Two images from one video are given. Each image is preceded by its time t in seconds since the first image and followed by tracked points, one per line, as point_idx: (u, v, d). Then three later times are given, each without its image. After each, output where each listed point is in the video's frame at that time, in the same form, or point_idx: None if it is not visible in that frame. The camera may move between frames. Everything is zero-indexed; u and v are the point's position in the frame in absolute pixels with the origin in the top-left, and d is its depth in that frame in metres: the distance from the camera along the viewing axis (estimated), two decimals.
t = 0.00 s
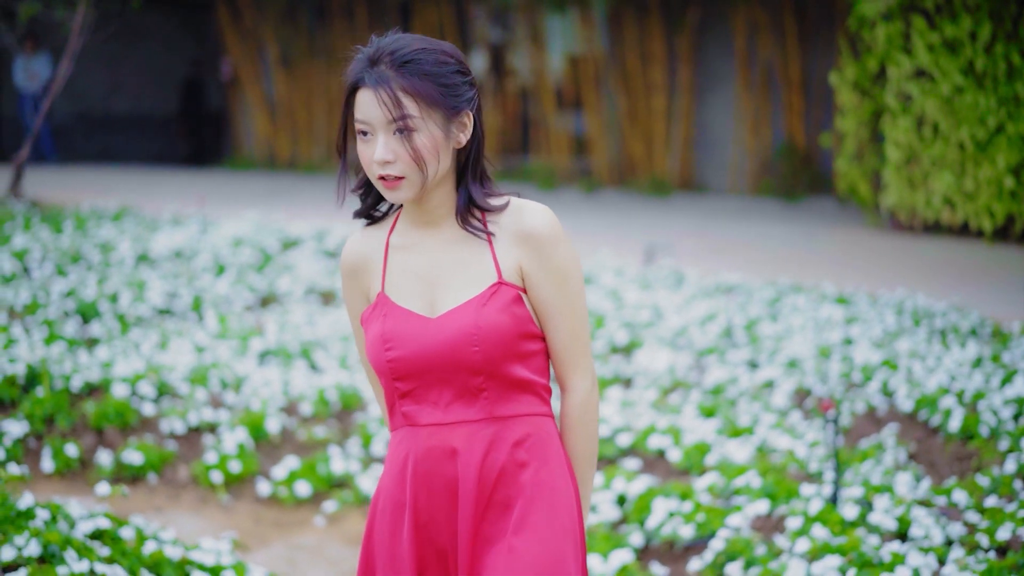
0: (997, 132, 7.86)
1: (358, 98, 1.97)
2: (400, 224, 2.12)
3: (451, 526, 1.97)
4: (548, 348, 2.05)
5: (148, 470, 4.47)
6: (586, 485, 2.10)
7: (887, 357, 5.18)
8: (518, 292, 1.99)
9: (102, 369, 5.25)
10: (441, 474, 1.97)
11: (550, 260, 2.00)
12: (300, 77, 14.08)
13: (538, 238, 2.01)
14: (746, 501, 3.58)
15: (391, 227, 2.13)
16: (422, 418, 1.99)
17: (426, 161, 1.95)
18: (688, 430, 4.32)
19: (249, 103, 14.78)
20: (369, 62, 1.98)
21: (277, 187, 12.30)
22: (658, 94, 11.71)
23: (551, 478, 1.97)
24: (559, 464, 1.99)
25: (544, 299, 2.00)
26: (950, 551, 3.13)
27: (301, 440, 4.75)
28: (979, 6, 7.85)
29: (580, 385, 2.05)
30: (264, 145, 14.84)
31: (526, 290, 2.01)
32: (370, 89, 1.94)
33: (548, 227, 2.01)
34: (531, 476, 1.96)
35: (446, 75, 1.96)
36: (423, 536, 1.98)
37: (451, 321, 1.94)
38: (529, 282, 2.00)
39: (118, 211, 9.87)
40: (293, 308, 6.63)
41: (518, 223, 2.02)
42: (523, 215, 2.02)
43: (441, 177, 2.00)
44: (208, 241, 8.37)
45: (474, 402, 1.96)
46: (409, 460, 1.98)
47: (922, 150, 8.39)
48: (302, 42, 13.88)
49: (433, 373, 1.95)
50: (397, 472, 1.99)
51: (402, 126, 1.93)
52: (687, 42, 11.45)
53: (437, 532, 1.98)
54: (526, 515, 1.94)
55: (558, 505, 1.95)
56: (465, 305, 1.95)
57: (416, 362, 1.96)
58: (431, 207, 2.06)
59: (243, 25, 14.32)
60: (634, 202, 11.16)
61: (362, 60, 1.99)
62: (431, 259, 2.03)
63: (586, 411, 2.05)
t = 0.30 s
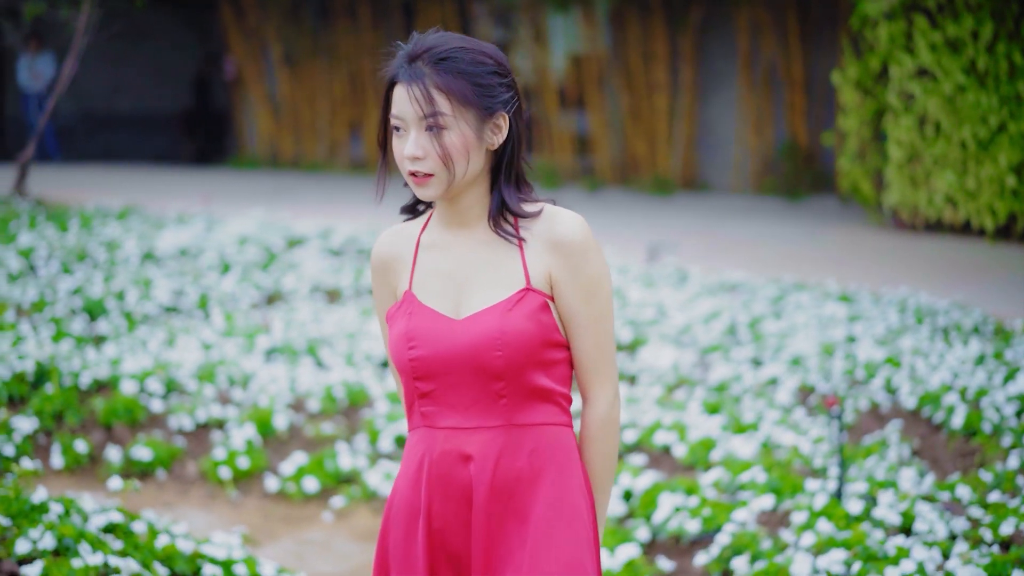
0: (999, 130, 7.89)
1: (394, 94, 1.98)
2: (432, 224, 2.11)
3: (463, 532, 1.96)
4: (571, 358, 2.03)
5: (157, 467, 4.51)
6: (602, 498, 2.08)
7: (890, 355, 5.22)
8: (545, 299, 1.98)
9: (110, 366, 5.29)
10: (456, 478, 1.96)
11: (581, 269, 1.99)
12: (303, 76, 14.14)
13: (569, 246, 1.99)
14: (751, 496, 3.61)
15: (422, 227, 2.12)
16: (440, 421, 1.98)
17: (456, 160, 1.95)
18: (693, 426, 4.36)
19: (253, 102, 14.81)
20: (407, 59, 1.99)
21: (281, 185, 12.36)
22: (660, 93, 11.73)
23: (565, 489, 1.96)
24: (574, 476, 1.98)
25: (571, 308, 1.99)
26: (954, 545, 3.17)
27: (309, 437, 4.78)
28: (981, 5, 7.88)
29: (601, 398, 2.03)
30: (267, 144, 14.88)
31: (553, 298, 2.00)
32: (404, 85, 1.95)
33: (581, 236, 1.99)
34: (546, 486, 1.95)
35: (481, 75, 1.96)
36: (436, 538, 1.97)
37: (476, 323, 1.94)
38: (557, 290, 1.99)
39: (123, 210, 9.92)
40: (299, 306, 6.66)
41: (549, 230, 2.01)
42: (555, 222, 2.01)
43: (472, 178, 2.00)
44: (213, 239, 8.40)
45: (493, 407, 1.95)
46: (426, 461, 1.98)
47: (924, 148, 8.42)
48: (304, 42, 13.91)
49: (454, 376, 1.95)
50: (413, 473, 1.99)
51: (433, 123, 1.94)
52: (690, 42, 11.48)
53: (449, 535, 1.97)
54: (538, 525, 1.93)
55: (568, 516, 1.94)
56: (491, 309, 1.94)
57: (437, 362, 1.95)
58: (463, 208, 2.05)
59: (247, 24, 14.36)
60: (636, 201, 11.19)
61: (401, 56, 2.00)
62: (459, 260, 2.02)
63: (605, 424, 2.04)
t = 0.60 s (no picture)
0: (1003, 131, 7.94)
1: (439, 94, 1.97)
2: (470, 230, 2.07)
3: (487, 545, 1.92)
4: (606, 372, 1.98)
5: (168, 463, 4.55)
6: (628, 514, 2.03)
7: (895, 354, 5.25)
8: (583, 312, 1.92)
9: (120, 364, 5.33)
10: (483, 489, 1.91)
11: (622, 284, 1.94)
12: (307, 76, 14.19)
13: (611, 259, 1.94)
14: (759, 492, 3.65)
15: (460, 233, 2.08)
16: (469, 430, 1.93)
17: (498, 160, 1.92)
18: (700, 423, 4.39)
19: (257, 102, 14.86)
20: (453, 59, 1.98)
21: (285, 185, 12.42)
22: (664, 93, 11.77)
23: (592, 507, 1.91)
24: (604, 493, 1.93)
25: (608, 323, 1.93)
26: (961, 541, 3.20)
27: (319, 434, 4.81)
28: (985, 5, 7.91)
29: (634, 413, 1.97)
30: (271, 144, 14.95)
31: (591, 311, 1.95)
32: (449, 84, 1.94)
33: (622, 250, 1.95)
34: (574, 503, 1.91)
35: (526, 77, 1.93)
36: (460, 549, 1.93)
37: (513, 334, 1.88)
38: (596, 303, 1.94)
39: (129, 209, 9.96)
40: (307, 305, 6.70)
41: (590, 241, 1.96)
42: (596, 235, 1.96)
43: (514, 181, 1.96)
44: (220, 239, 8.43)
45: (524, 419, 1.90)
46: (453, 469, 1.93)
47: (928, 149, 8.45)
48: (309, 43, 13.93)
49: (486, 385, 1.90)
50: (440, 481, 1.94)
51: (476, 122, 1.91)
52: (694, 42, 11.51)
53: (474, 548, 1.92)
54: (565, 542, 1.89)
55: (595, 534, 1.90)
56: (529, 319, 1.89)
57: (470, 370, 1.90)
58: (503, 214, 2.01)
59: (251, 24, 14.39)
60: (640, 201, 11.24)
61: (447, 56, 1.99)
62: (496, 268, 1.98)
63: (634, 440, 1.98)
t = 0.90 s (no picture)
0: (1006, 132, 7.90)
1: (488, 93, 1.98)
2: (512, 236, 2.07)
3: (527, 558, 1.92)
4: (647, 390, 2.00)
5: (177, 460, 4.58)
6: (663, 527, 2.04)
7: (899, 352, 5.28)
8: (631, 325, 1.94)
9: (129, 361, 5.37)
10: (525, 502, 1.90)
11: (670, 299, 1.96)
12: (310, 77, 14.21)
13: (659, 273, 1.96)
14: (766, 488, 3.69)
15: (501, 238, 2.08)
16: (511, 442, 1.91)
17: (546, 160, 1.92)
18: (707, 421, 4.43)
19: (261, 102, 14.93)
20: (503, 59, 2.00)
21: (288, 185, 12.46)
22: (667, 94, 11.83)
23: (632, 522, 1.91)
24: (644, 509, 1.94)
25: (654, 336, 1.96)
26: (966, 536, 3.23)
27: (327, 431, 4.84)
28: (987, 6, 7.94)
29: (675, 428, 1.98)
30: (274, 145, 15.03)
31: (638, 324, 1.96)
32: (498, 83, 1.95)
33: (671, 265, 1.96)
34: (615, 517, 1.91)
35: (576, 78, 1.95)
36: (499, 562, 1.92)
37: (563, 345, 1.88)
38: (643, 317, 1.96)
39: (134, 209, 10.00)
40: (314, 304, 6.72)
41: (638, 254, 1.98)
42: (645, 248, 1.98)
43: (562, 183, 1.97)
44: (226, 239, 8.46)
45: (568, 432, 1.89)
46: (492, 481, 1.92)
47: (931, 149, 8.48)
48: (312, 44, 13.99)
49: (532, 397, 1.89)
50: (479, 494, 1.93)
51: (525, 120, 1.92)
52: (696, 43, 11.57)
53: (512, 562, 1.92)
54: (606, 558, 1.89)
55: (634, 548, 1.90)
56: (580, 330, 1.89)
57: (516, 381, 1.89)
58: (550, 221, 2.02)
59: (254, 25, 14.43)
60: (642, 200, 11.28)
61: (497, 57, 2.01)
62: (541, 275, 1.98)
63: (674, 457, 1.99)
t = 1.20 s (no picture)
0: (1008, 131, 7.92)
1: (537, 80, 1.99)
2: (553, 228, 2.06)
3: (574, 554, 1.90)
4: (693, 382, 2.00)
5: (186, 458, 4.61)
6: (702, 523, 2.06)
7: (903, 351, 5.31)
8: (683, 317, 1.94)
9: (138, 360, 5.41)
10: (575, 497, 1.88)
11: (721, 292, 1.97)
12: (313, 77, 14.24)
13: (710, 266, 1.97)
14: (773, 485, 3.73)
15: (541, 231, 2.06)
16: (560, 435, 1.90)
17: (595, 147, 1.93)
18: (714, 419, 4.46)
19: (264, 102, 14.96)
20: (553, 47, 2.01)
21: (292, 185, 12.48)
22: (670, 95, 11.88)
23: (680, 517, 1.92)
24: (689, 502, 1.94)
25: (704, 328, 1.97)
26: (972, 533, 3.25)
27: (335, 429, 4.87)
28: (989, 7, 7.96)
29: (718, 423, 2.00)
30: (277, 145, 15.07)
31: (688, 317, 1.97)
32: (549, 69, 1.96)
33: (721, 258, 1.98)
34: (664, 512, 1.91)
35: (627, 67, 1.97)
36: (545, 559, 1.90)
37: (620, 337, 1.87)
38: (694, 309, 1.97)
39: (139, 209, 10.03)
40: (319, 304, 6.73)
41: (689, 246, 1.98)
42: (694, 240, 1.99)
43: (609, 172, 1.97)
44: (231, 239, 8.48)
45: (621, 425, 1.88)
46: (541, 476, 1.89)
47: (933, 149, 8.51)
48: (315, 44, 14.00)
49: (586, 391, 1.87)
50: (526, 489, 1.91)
51: (575, 107, 1.93)
52: (699, 43, 11.60)
53: (559, 558, 1.90)
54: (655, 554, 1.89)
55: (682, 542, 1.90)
56: (636, 322, 1.89)
57: (569, 374, 1.87)
58: (595, 212, 2.01)
59: (257, 24, 14.46)
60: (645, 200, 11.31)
61: (546, 45, 2.02)
62: (589, 268, 1.97)
63: (719, 451, 2.00)
